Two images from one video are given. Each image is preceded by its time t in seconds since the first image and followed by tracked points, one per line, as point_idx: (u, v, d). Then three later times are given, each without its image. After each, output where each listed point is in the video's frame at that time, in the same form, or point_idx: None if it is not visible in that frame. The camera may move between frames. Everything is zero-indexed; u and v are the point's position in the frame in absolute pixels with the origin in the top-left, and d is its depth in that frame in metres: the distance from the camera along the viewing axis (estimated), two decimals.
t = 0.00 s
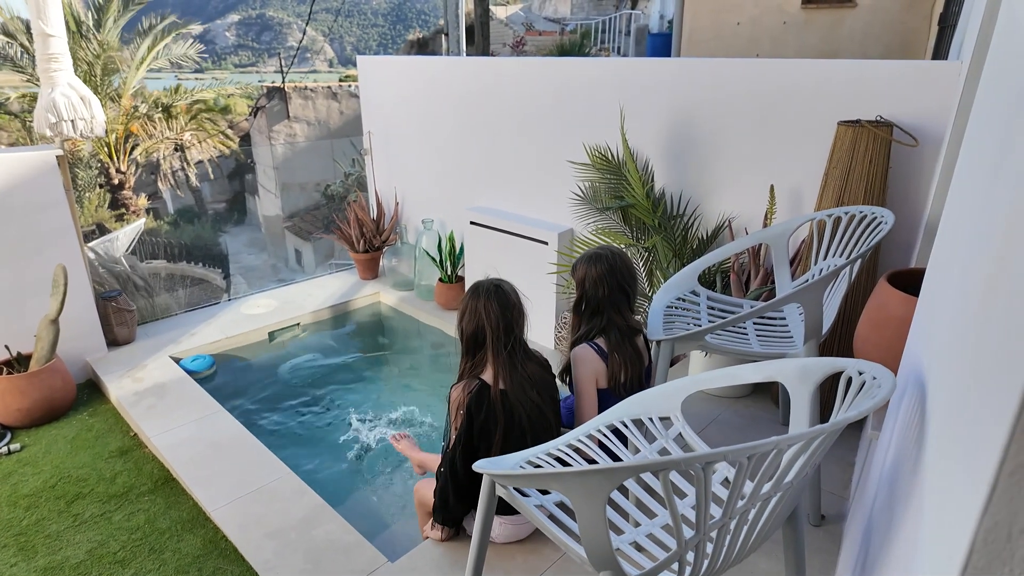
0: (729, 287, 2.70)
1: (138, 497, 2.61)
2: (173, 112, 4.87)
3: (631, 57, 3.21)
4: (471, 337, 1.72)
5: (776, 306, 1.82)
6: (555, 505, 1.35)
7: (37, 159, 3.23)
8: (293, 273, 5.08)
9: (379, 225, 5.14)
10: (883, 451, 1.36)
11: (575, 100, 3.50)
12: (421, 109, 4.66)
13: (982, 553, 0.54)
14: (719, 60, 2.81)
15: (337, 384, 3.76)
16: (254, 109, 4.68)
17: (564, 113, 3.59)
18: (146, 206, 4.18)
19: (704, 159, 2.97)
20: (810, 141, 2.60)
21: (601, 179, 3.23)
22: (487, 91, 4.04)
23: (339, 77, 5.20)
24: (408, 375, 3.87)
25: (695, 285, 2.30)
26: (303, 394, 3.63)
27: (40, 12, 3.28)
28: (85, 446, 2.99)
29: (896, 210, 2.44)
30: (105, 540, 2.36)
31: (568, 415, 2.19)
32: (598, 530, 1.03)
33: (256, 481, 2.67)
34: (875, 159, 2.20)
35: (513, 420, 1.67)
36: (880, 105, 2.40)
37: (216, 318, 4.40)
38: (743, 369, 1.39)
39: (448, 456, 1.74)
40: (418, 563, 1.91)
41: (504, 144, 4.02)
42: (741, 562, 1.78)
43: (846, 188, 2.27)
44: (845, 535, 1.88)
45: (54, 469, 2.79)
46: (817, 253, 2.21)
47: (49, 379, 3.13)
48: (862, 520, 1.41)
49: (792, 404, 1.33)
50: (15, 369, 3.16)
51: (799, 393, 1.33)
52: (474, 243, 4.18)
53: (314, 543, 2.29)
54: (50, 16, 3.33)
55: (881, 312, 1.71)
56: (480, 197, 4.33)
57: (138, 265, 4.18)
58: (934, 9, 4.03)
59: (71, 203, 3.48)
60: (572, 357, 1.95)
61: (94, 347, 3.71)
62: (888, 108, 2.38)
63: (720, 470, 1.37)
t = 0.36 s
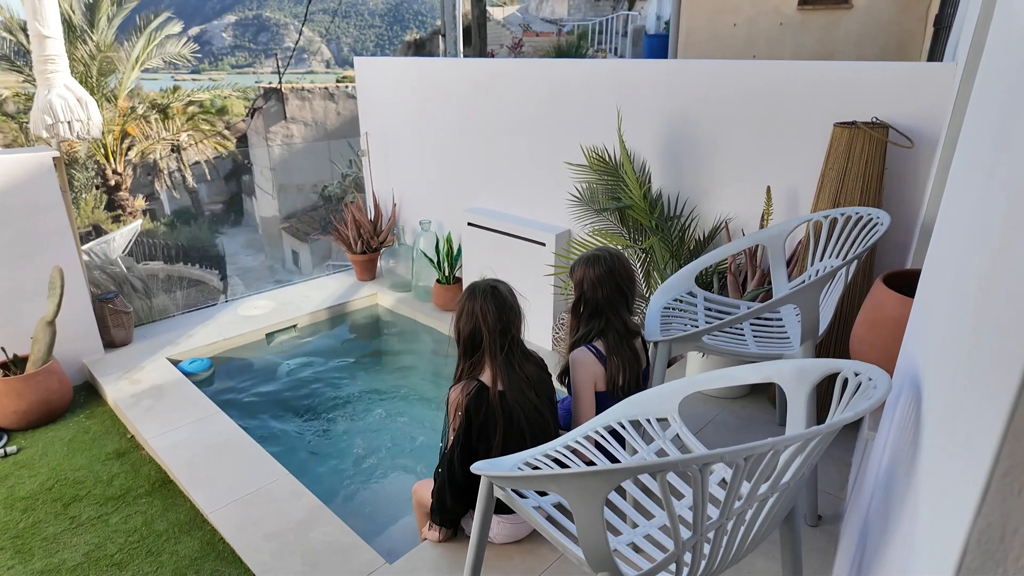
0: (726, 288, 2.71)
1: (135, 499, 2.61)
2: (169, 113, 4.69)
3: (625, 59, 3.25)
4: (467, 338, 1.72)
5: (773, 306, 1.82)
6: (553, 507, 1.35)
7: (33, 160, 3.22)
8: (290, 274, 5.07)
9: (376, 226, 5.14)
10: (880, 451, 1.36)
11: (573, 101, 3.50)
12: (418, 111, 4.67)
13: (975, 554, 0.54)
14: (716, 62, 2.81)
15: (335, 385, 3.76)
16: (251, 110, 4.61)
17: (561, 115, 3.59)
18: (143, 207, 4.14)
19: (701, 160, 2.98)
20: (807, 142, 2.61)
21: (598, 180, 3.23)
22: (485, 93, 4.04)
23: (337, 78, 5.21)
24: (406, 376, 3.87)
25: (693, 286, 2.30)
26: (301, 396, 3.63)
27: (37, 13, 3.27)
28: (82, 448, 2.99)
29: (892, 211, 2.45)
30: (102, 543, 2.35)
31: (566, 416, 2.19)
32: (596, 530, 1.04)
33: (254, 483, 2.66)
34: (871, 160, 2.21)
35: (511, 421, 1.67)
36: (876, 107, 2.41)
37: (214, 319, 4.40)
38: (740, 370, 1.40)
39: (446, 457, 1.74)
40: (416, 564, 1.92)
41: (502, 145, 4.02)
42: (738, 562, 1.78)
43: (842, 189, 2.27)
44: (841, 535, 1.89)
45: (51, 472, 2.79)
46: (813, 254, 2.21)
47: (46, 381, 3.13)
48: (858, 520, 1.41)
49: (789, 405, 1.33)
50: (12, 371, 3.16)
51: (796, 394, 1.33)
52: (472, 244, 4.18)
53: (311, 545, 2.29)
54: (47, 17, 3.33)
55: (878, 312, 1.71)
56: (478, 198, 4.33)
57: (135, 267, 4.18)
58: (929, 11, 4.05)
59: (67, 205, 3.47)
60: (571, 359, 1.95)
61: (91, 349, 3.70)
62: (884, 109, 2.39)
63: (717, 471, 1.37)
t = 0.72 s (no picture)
0: (725, 290, 2.72)
1: (136, 501, 2.61)
2: (167, 115, 5.00)
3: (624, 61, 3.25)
4: (471, 342, 1.72)
5: (773, 310, 1.83)
6: (554, 510, 1.36)
7: (34, 163, 3.23)
8: (290, 276, 5.08)
9: (376, 228, 5.15)
10: (879, 454, 1.37)
11: (572, 104, 3.51)
12: (418, 113, 4.67)
13: (974, 559, 0.55)
14: (716, 65, 2.82)
15: (335, 387, 3.76)
16: (250, 112, 4.61)
17: (561, 118, 3.60)
18: (142, 209, 4.16)
19: (701, 163, 2.99)
20: (806, 145, 2.62)
21: (597, 183, 3.24)
22: (484, 95, 4.05)
23: (336, 79, 5.19)
24: (406, 377, 3.88)
25: (692, 289, 2.31)
26: (301, 398, 3.63)
27: (38, 16, 3.28)
28: (83, 450, 2.99)
29: (891, 214, 2.46)
30: (102, 545, 2.35)
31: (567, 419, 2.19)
32: (598, 533, 1.04)
33: (255, 485, 2.66)
34: (869, 163, 2.22)
35: (516, 424, 1.68)
36: (875, 110, 2.42)
37: (213, 321, 4.40)
38: (740, 374, 1.40)
39: (450, 460, 1.75)
40: (418, 566, 1.93)
41: (501, 148, 4.03)
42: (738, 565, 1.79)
43: (841, 192, 2.28)
44: (840, 537, 1.90)
45: (52, 474, 2.79)
46: (813, 257, 2.23)
47: (46, 383, 3.13)
48: (858, 523, 1.42)
49: (789, 408, 1.34)
50: (12, 373, 3.16)
51: (796, 397, 1.34)
52: (471, 247, 4.19)
53: (312, 547, 2.29)
54: (47, 20, 3.34)
55: (877, 316, 1.72)
56: (477, 200, 4.34)
57: (134, 269, 4.18)
58: (928, 13, 4.06)
59: (67, 207, 3.48)
60: (572, 362, 1.96)
61: (91, 351, 3.70)
62: (883, 113, 2.40)
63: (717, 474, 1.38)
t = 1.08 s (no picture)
0: (726, 294, 2.73)
1: (138, 505, 2.62)
2: (168, 118, 5.26)
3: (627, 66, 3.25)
4: (467, 346, 1.72)
5: (774, 315, 1.84)
6: (557, 515, 1.36)
7: (37, 167, 3.23)
8: (290, 278, 5.08)
9: (377, 232, 5.16)
10: (880, 460, 1.38)
11: (573, 108, 3.52)
12: (420, 117, 4.68)
13: (976, 569, 0.56)
14: (717, 71, 2.83)
15: (337, 390, 3.77)
16: (250, 115, 4.62)
17: (562, 123, 3.61)
18: (144, 211, 4.19)
19: (702, 168, 3.00)
20: (806, 151, 2.63)
21: (599, 187, 3.26)
22: (486, 99, 4.06)
23: (336, 82, 5.18)
24: (408, 380, 3.89)
25: (693, 293, 2.32)
26: (303, 401, 3.64)
27: (41, 21, 3.29)
28: (85, 454, 3.00)
29: (892, 219, 2.47)
30: (106, 549, 2.36)
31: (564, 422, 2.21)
32: (602, 540, 1.05)
33: (257, 489, 2.67)
34: (869, 169, 2.23)
35: (517, 427, 1.69)
36: (875, 116, 2.43)
37: (215, 325, 4.41)
38: (742, 379, 1.41)
39: (456, 463, 1.75)
40: (420, 570, 1.93)
41: (502, 152, 4.05)
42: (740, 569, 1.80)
43: (842, 198, 2.29)
44: (842, 542, 1.90)
45: (54, 478, 2.80)
46: (812, 262, 2.24)
47: (48, 387, 3.13)
48: (860, 529, 1.42)
49: (791, 414, 1.35)
50: (15, 377, 3.17)
51: (797, 403, 1.35)
52: (472, 250, 4.20)
53: (315, 551, 2.30)
54: (51, 26, 3.35)
55: (877, 321, 1.73)
56: (478, 203, 4.35)
57: (133, 271, 4.20)
58: (929, 16, 4.08)
59: (71, 211, 3.49)
60: (569, 361, 1.97)
61: (93, 355, 3.71)
62: (884, 118, 2.41)
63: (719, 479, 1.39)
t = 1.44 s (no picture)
0: (727, 303, 2.74)
1: (140, 514, 2.62)
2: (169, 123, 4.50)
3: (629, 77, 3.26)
4: (470, 364, 1.74)
5: (774, 326, 1.85)
6: (560, 527, 1.37)
7: (42, 177, 3.25)
8: (290, 284, 5.08)
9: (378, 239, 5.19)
10: (880, 471, 1.39)
11: (574, 118, 3.55)
12: (421, 126, 4.71)
13: None
14: (717, 82, 2.85)
15: (338, 398, 3.78)
16: (251, 121, 4.59)
17: (563, 132, 3.62)
18: (145, 218, 4.20)
19: (702, 177, 3.02)
20: (805, 161, 2.64)
21: (599, 197, 3.28)
22: (487, 108, 4.08)
23: (336, 88, 5.17)
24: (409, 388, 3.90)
25: (693, 303, 2.33)
26: (304, 409, 3.64)
27: (46, 33, 3.32)
28: (87, 463, 3.00)
29: (891, 229, 2.48)
30: (108, 559, 2.37)
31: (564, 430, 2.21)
32: (606, 553, 1.06)
33: (260, 498, 2.67)
34: (868, 181, 2.25)
35: (520, 444, 1.71)
36: (874, 127, 2.45)
37: (217, 333, 4.42)
38: (742, 392, 1.42)
39: (458, 481, 1.76)
40: None
41: (504, 161, 4.07)
42: None
43: (841, 209, 2.31)
44: (842, 551, 1.91)
45: (57, 487, 2.80)
46: (812, 272, 2.25)
47: (51, 396, 3.14)
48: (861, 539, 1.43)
49: (791, 426, 1.36)
50: (17, 386, 3.18)
51: (797, 415, 1.36)
52: (473, 258, 4.21)
53: (317, 561, 2.30)
54: (55, 36, 3.37)
55: (877, 332, 1.74)
56: (479, 211, 4.37)
57: (134, 278, 4.19)
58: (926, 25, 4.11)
59: (74, 220, 3.50)
60: (567, 368, 1.95)
61: (95, 363, 3.71)
62: (882, 130, 2.43)
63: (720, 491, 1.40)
